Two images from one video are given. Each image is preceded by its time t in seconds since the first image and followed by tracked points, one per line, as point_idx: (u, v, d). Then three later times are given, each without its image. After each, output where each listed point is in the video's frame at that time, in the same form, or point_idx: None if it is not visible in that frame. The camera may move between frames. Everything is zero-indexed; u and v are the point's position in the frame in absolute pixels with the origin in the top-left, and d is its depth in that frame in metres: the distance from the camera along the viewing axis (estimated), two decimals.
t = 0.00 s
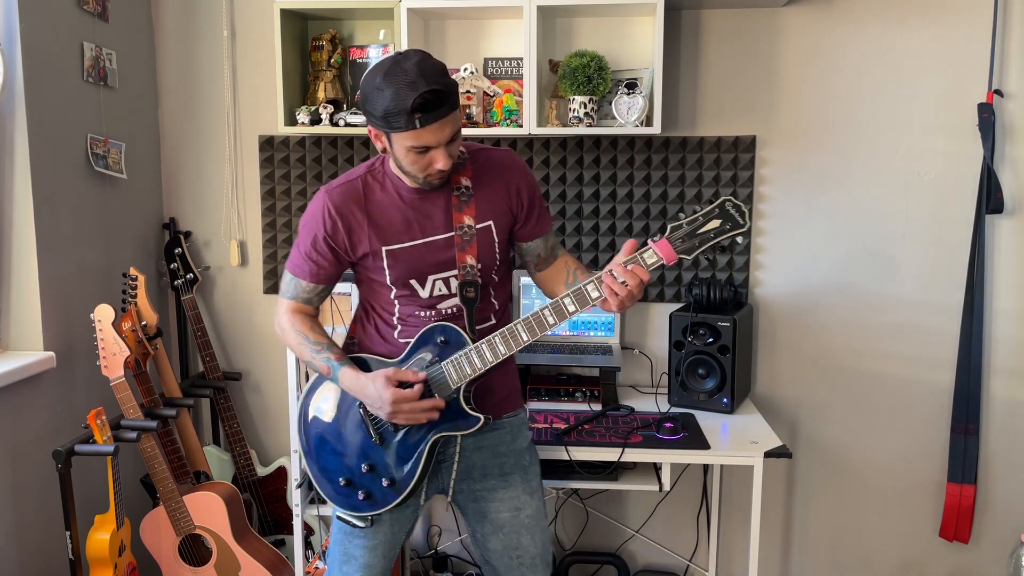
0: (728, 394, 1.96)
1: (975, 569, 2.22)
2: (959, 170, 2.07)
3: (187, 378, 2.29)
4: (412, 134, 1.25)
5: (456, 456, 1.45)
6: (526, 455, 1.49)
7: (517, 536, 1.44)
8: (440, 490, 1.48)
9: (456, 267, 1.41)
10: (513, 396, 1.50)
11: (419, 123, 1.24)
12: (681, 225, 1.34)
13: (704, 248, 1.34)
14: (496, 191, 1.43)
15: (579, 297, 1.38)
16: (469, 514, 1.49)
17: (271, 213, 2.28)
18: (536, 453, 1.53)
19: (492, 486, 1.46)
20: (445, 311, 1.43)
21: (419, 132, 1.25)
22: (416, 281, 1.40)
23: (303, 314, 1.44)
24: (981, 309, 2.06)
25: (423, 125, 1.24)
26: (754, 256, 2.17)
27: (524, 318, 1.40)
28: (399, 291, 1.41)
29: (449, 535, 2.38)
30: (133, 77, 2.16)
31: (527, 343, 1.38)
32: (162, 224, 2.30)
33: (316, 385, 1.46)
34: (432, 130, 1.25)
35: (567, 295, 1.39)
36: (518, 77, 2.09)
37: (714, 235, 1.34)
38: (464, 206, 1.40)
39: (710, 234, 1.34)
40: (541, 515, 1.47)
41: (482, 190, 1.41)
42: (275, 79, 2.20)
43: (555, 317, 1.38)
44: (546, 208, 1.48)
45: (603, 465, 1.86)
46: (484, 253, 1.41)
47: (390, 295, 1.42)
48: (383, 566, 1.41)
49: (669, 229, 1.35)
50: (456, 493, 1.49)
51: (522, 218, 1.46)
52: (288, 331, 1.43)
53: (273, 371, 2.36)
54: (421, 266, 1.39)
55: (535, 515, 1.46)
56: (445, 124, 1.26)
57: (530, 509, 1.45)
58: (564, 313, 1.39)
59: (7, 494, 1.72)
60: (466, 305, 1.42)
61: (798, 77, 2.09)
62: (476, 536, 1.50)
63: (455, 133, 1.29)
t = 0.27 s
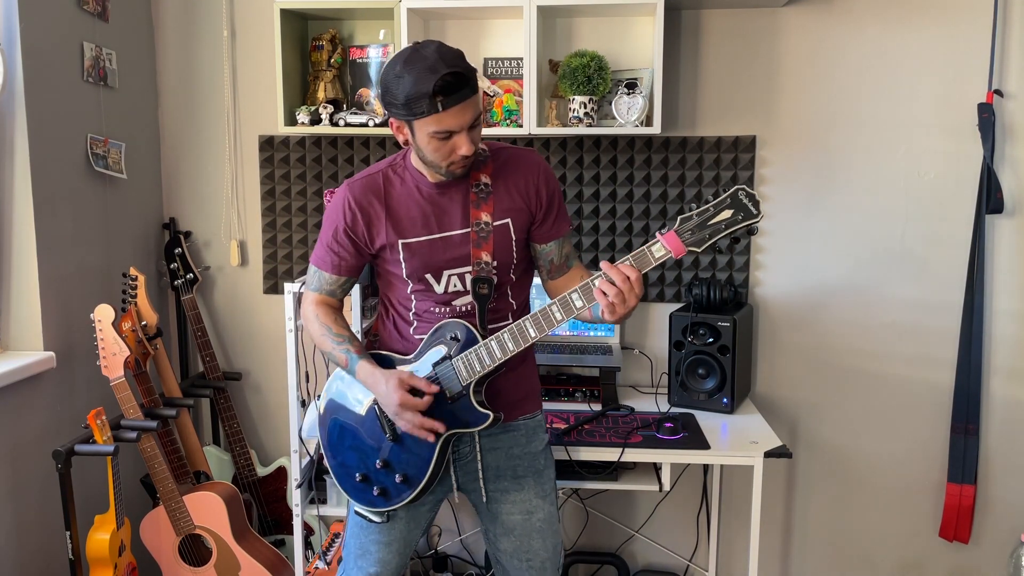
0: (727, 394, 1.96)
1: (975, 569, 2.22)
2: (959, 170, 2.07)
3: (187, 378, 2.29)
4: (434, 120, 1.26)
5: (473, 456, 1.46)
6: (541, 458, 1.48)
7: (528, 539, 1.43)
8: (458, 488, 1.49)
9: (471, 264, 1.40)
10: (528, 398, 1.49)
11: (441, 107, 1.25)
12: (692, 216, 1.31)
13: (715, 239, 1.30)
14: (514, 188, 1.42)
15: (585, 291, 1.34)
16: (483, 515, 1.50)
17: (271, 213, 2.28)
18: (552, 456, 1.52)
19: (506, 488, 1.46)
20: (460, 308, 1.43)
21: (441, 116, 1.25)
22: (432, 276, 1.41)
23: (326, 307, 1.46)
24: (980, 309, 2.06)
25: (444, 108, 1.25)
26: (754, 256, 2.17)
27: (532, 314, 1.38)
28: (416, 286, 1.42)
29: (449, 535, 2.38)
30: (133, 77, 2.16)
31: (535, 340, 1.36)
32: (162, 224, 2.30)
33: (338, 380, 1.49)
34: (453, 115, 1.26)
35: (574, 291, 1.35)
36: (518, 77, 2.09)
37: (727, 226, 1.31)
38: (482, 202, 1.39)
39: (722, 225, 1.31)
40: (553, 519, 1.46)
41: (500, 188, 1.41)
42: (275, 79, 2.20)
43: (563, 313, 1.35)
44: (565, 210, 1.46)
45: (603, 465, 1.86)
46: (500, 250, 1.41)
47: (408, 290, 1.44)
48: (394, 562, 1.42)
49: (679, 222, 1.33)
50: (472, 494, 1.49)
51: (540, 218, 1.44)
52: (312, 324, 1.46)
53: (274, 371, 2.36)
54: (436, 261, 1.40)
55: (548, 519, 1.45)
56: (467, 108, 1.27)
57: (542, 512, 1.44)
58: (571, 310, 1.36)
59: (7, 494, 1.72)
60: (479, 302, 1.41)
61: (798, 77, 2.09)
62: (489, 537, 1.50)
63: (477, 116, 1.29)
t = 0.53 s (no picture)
0: (727, 394, 1.96)
1: (975, 569, 2.21)
2: (959, 170, 2.07)
3: (187, 378, 2.30)
4: (442, 102, 1.27)
5: (458, 459, 1.46)
6: (525, 457, 1.49)
7: (517, 538, 1.44)
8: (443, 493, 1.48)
9: (462, 265, 1.41)
10: (511, 398, 1.51)
11: (449, 89, 1.27)
12: (682, 218, 1.37)
13: (706, 239, 1.36)
14: (501, 191, 1.45)
15: (585, 291, 1.39)
16: (468, 519, 1.49)
17: (271, 213, 2.28)
18: (534, 455, 1.53)
19: (492, 489, 1.46)
20: (448, 309, 1.43)
21: (449, 98, 1.27)
22: (422, 277, 1.40)
23: (303, 310, 1.40)
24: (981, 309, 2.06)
25: (453, 91, 1.27)
26: (754, 256, 2.17)
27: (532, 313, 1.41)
28: (404, 287, 1.40)
29: (449, 535, 2.38)
30: (133, 77, 2.16)
31: (535, 339, 1.40)
32: (162, 224, 2.30)
33: (318, 388, 1.44)
34: (461, 99, 1.28)
35: (572, 290, 1.39)
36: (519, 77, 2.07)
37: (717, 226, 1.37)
38: (472, 203, 1.42)
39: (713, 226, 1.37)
40: (541, 517, 1.47)
41: (488, 191, 1.44)
42: (275, 79, 2.20)
43: (563, 312, 1.39)
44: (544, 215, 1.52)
45: (603, 465, 1.86)
46: (489, 251, 1.43)
47: (394, 292, 1.41)
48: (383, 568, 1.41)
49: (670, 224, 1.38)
50: (456, 497, 1.48)
51: (523, 221, 1.49)
52: (288, 331, 1.39)
53: (274, 371, 2.36)
54: (427, 261, 1.39)
55: (535, 517, 1.46)
56: (473, 96, 1.30)
57: (530, 511, 1.45)
58: (570, 310, 1.40)
59: (7, 494, 1.72)
60: (470, 302, 1.42)
61: (798, 76, 2.09)
62: (474, 540, 1.50)
63: (482, 108, 1.32)
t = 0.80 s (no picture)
0: (728, 394, 1.96)
1: (975, 569, 2.22)
2: (959, 171, 2.06)
3: (187, 378, 2.30)
4: (427, 88, 1.29)
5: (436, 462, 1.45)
6: (502, 451, 1.51)
7: (501, 531, 1.46)
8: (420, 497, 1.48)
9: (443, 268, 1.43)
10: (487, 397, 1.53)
11: (434, 74, 1.30)
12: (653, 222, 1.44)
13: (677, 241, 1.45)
14: (472, 193, 1.48)
15: (569, 294, 1.45)
16: (451, 517, 1.49)
17: (271, 213, 2.28)
18: (509, 448, 1.54)
19: (474, 486, 1.47)
20: (428, 314, 1.43)
21: (435, 83, 1.30)
22: (403, 283, 1.40)
23: (277, 323, 1.34)
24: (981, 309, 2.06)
25: (437, 75, 1.30)
26: (754, 256, 2.17)
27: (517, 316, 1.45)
28: (383, 294, 1.39)
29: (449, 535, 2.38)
30: (133, 77, 2.16)
31: (523, 342, 1.44)
32: (162, 224, 2.30)
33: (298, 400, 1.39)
34: (446, 84, 1.31)
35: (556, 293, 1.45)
36: (518, 77, 2.09)
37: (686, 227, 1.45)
38: (448, 207, 1.43)
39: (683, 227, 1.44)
40: (522, 509, 1.49)
41: (460, 195, 1.45)
42: (275, 79, 2.20)
43: (548, 315, 1.45)
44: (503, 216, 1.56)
45: (603, 465, 1.86)
46: (466, 253, 1.44)
47: (373, 299, 1.40)
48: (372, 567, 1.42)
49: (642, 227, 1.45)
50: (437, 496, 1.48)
51: (489, 223, 1.52)
52: (268, 345, 1.33)
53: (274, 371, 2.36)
54: (409, 267, 1.39)
55: (517, 509, 1.48)
56: (455, 82, 1.33)
57: (512, 504, 1.47)
58: (555, 311, 1.45)
59: (7, 495, 1.72)
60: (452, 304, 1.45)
61: (798, 77, 2.09)
62: (458, 536, 1.51)
63: (462, 96, 1.35)
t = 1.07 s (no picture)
0: (728, 394, 1.96)
1: (974, 569, 2.22)
2: (959, 171, 2.07)
3: (187, 378, 2.29)
4: (411, 83, 1.30)
5: (451, 460, 1.45)
6: (518, 455, 1.49)
7: (513, 536, 1.45)
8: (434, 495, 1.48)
9: (450, 269, 1.41)
10: (502, 397, 1.51)
11: (416, 69, 1.30)
12: (671, 216, 1.37)
13: (695, 237, 1.35)
14: (482, 190, 1.45)
15: (577, 292, 1.39)
16: (464, 518, 1.49)
17: (271, 213, 2.28)
18: (526, 452, 1.53)
19: (488, 488, 1.46)
20: (438, 314, 1.42)
21: (417, 77, 1.30)
22: (409, 284, 1.40)
23: (286, 324, 1.39)
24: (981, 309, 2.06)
25: (419, 70, 1.30)
26: (754, 256, 2.17)
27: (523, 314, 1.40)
28: (391, 295, 1.40)
29: (449, 535, 2.38)
30: (133, 77, 2.16)
31: (527, 341, 1.39)
32: (162, 224, 2.30)
33: (307, 399, 1.43)
34: (429, 77, 1.31)
35: (563, 292, 1.39)
36: (518, 77, 2.09)
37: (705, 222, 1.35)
38: (455, 206, 1.41)
39: (700, 221, 1.35)
40: (536, 513, 1.48)
41: (469, 192, 1.43)
42: (275, 79, 2.20)
43: (554, 314, 1.39)
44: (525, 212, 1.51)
45: (603, 465, 1.86)
46: (476, 253, 1.42)
47: (382, 300, 1.41)
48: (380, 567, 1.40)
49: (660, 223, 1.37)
50: (452, 497, 1.48)
51: (506, 220, 1.49)
52: (275, 344, 1.38)
53: (274, 371, 2.36)
54: (414, 268, 1.39)
55: (531, 514, 1.47)
56: (440, 75, 1.33)
57: (526, 508, 1.46)
58: (562, 310, 1.39)
59: (7, 495, 1.72)
60: (459, 305, 1.42)
61: (798, 77, 2.09)
62: (470, 539, 1.50)
63: (449, 88, 1.35)
